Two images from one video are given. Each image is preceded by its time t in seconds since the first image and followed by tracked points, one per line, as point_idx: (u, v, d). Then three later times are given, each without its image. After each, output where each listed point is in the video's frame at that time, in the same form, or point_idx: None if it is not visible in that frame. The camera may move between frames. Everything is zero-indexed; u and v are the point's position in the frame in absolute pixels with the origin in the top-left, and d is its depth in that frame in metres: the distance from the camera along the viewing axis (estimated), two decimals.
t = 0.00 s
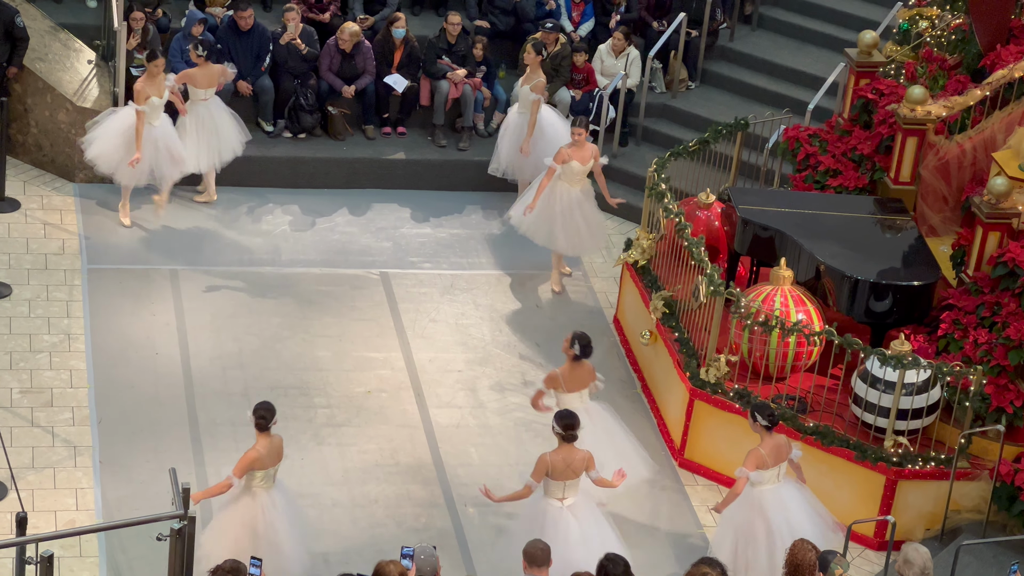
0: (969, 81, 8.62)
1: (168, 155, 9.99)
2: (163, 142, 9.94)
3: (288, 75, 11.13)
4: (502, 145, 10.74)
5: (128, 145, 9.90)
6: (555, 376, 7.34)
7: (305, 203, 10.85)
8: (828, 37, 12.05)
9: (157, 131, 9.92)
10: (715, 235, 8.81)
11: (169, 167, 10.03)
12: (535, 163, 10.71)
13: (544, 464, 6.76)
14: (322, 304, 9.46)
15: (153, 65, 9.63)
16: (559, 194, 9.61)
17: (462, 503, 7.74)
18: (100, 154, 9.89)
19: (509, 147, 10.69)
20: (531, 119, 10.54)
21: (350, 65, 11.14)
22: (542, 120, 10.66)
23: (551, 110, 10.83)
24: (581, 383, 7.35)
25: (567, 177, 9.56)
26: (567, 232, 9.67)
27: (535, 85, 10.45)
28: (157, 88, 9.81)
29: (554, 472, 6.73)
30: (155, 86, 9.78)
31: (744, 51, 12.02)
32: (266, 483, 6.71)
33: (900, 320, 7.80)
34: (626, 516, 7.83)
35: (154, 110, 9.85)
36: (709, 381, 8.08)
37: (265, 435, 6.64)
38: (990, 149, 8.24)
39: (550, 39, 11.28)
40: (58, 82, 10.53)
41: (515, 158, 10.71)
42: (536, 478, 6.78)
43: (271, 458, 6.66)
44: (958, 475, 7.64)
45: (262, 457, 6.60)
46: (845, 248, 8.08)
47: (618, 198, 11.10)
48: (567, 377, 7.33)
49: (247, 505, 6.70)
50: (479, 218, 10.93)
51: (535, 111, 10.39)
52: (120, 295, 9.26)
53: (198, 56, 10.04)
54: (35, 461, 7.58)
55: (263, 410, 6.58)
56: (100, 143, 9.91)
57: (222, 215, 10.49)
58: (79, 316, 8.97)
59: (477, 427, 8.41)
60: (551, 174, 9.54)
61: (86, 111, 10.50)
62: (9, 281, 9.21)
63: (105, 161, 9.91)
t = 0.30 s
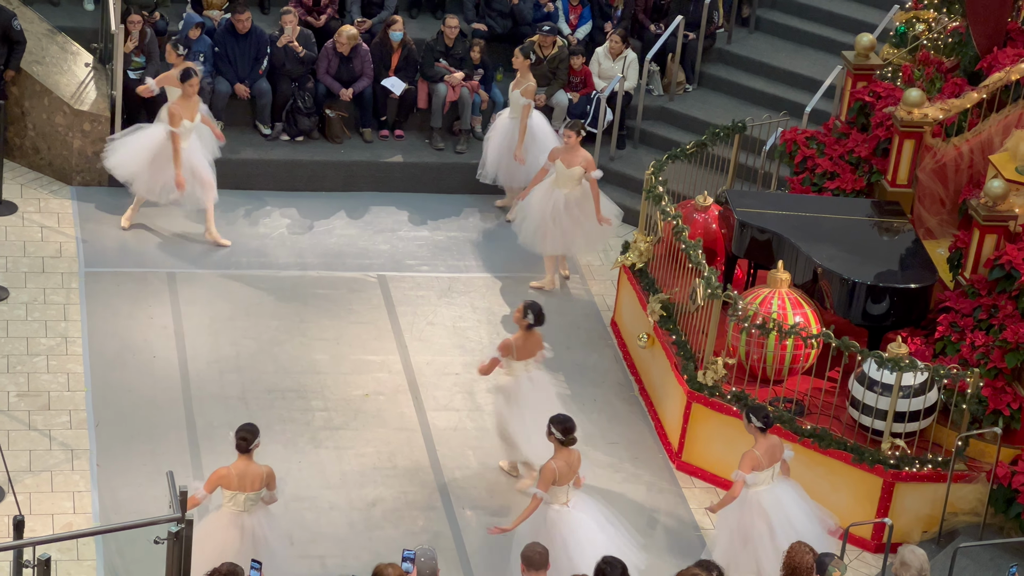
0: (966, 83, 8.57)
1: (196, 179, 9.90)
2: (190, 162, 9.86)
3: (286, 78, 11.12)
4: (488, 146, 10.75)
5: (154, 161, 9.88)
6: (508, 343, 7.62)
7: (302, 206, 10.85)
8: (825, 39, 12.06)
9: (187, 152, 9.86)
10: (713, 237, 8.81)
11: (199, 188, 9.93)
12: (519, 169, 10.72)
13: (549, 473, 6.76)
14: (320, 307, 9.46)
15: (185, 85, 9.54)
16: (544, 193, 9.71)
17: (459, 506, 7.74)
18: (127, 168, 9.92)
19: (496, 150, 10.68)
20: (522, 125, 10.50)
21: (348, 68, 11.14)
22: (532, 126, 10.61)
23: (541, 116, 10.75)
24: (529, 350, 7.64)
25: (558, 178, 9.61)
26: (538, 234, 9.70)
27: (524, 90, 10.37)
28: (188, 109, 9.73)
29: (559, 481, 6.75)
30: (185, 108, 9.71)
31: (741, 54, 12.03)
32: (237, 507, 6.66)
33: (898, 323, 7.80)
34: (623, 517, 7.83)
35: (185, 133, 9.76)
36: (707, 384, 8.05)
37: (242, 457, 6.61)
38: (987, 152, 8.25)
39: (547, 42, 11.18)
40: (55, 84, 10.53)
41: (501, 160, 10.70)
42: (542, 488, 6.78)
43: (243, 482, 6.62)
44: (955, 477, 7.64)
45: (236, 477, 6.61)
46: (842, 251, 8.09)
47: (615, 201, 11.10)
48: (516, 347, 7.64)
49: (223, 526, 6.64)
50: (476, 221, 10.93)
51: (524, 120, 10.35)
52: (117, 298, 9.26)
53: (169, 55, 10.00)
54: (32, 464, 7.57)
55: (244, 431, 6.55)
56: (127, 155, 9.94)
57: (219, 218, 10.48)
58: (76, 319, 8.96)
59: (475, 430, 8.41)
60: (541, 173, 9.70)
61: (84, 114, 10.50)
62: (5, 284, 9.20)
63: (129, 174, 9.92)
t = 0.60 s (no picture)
0: (963, 86, 8.63)
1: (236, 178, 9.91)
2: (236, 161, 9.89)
3: (284, 81, 11.13)
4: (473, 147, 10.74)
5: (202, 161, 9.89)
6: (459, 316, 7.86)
7: (301, 210, 10.84)
8: (822, 42, 12.08)
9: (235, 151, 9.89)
10: (711, 240, 8.80)
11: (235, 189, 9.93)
12: (502, 174, 10.69)
13: (534, 478, 6.69)
14: (317, 310, 9.46)
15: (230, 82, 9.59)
16: (535, 196, 9.71)
17: (457, 509, 7.74)
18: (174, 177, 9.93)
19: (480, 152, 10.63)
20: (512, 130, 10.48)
21: (345, 71, 11.14)
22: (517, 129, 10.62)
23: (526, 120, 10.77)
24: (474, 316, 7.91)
25: (546, 182, 9.60)
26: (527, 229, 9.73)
27: (512, 95, 10.38)
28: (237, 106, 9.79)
29: (544, 486, 6.69)
30: (236, 107, 9.75)
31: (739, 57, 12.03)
32: (229, 518, 6.65)
33: (895, 326, 7.81)
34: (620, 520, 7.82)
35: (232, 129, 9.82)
36: (705, 387, 8.07)
37: (234, 468, 6.61)
38: (985, 155, 8.26)
39: (545, 45, 11.23)
40: (53, 88, 10.52)
41: (487, 165, 10.64)
42: (525, 494, 6.72)
43: (235, 493, 6.61)
44: (953, 480, 7.63)
45: (224, 485, 6.61)
46: (840, 253, 8.09)
47: (613, 204, 11.09)
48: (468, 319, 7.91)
49: (216, 537, 6.63)
50: (474, 224, 10.93)
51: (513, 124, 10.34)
52: (115, 301, 9.25)
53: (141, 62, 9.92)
54: (30, 467, 7.57)
55: (234, 442, 6.56)
56: (176, 164, 9.98)
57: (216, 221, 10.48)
58: (73, 322, 8.96)
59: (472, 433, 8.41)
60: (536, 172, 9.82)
61: (81, 117, 10.50)
62: (3, 287, 9.20)
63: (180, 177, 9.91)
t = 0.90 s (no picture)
0: (961, 89, 8.63)
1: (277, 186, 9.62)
2: (273, 170, 9.57)
3: (282, 84, 11.15)
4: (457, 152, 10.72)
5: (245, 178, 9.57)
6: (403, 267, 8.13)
7: (299, 212, 10.84)
8: (821, 46, 12.09)
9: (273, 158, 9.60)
10: (708, 243, 8.83)
11: (276, 197, 9.63)
12: (490, 178, 10.71)
13: (523, 486, 6.62)
14: (316, 313, 9.45)
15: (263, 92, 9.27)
16: (528, 202, 9.67)
17: (455, 512, 7.74)
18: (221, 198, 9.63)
19: (467, 158, 10.62)
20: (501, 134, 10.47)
21: (344, 74, 11.13)
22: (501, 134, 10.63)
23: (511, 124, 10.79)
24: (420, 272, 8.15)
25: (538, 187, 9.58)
26: (522, 236, 9.70)
27: (493, 96, 10.41)
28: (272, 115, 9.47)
29: (532, 494, 6.61)
30: (272, 117, 9.42)
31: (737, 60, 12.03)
32: (222, 523, 6.64)
33: (893, 329, 7.82)
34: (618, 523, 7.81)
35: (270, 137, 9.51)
36: (703, 390, 8.06)
37: (226, 473, 6.59)
38: (982, 159, 8.28)
39: (543, 48, 11.27)
40: (52, 91, 10.52)
41: (475, 171, 10.61)
42: (514, 501, 6.63)
43: (227, 499, 6.59)
44: (951, 483, 7.63)
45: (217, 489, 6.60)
46: (839, 256, 8.09)
47: (612, 207, 11.09)
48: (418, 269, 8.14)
49: (209, 542, 6.63)
50: (472, 227, 10.94)
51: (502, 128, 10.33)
52: (113, 304, 9.25)
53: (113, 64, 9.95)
54: (28, 470, 7.56)
55: (229, 448, 6.52)
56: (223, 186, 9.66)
57: (215, 224, 10.49)
58: (71, 325, 8.96)
59: (471, 436, 8.41)
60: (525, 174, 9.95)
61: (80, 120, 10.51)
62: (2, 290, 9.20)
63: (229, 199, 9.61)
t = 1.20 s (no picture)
0: (959, 94, 8.63)
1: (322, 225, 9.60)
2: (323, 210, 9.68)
3: (280, 88, 11.13)
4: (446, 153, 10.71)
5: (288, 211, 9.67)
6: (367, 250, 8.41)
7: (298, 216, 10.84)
8: (820, 50, 12.09)
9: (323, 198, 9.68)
10: (707, 247, 8.86)
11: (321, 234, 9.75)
12: (478, 180, 10.70)
13: (521, 493, 6.61)
14: (315, 318, 9.45)
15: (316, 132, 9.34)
16: (522, 207, 9.66)
17: (453, 516, 7.74)
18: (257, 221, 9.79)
19: (457, 159, 10.62)
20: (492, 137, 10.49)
21: (343, 79, 11.17)
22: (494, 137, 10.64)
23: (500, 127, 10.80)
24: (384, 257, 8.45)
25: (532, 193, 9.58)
26: (518, 243, 9.68)
27: (480, 97, 10.42)
28: (322, 155, 9.55)
29: (530, 501, 6.60)
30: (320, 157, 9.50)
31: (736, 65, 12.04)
32: (219, 525, 6.63)
33: (891, 333, 7.81)
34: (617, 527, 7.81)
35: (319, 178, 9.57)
36: (701, 394, 8.06)
37: (223, 476, 6.59)
38: (981, 162, 8.31)
39: (541, 53, 11.27)
40: (50, 95, 10.53)
41: (466, 173, 10.63)
42: (512, 508, 6.63)
43: (224, 501, 6.59)
44: (949, 487, 7.64)
45: (214, 490, 6.61)
46: (838, 260, 8.09)
47: (611, 211, 11.10)
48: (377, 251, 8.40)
49: (207, 545, 6.62)
50: (471, 231, 10.94)
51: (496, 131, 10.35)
52: (112, 309, 9.25)
53: (91, 67, 9.80)
54: (26, 475, 7.56)
55: (226, 450, 6.51)
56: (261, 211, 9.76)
57: (213, 228, 10.49)
58: (70, 329, 8.96)
59: (470, 440, 8.41)
60: (519, 174, 9.95)
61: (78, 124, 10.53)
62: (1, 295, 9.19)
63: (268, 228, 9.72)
